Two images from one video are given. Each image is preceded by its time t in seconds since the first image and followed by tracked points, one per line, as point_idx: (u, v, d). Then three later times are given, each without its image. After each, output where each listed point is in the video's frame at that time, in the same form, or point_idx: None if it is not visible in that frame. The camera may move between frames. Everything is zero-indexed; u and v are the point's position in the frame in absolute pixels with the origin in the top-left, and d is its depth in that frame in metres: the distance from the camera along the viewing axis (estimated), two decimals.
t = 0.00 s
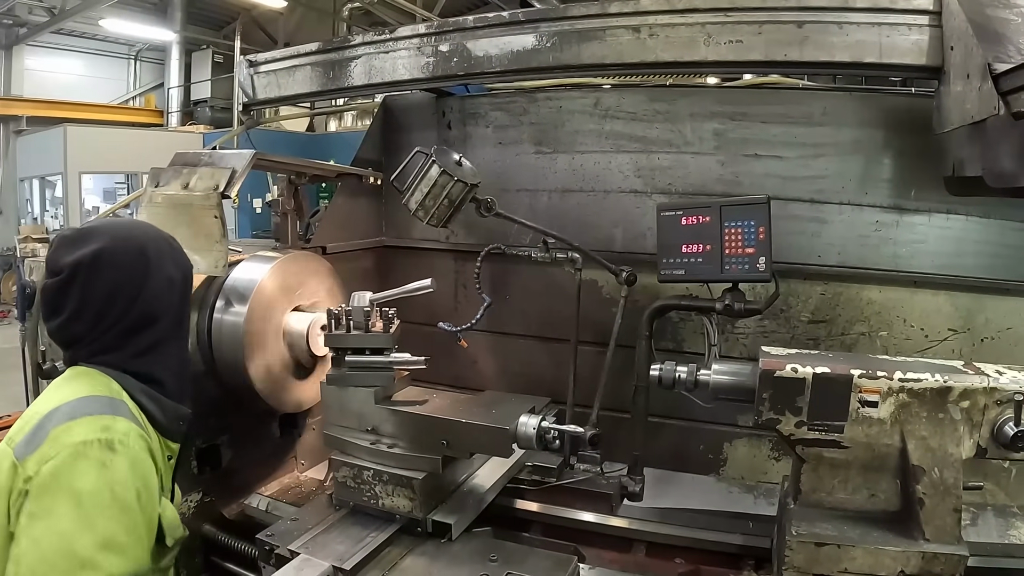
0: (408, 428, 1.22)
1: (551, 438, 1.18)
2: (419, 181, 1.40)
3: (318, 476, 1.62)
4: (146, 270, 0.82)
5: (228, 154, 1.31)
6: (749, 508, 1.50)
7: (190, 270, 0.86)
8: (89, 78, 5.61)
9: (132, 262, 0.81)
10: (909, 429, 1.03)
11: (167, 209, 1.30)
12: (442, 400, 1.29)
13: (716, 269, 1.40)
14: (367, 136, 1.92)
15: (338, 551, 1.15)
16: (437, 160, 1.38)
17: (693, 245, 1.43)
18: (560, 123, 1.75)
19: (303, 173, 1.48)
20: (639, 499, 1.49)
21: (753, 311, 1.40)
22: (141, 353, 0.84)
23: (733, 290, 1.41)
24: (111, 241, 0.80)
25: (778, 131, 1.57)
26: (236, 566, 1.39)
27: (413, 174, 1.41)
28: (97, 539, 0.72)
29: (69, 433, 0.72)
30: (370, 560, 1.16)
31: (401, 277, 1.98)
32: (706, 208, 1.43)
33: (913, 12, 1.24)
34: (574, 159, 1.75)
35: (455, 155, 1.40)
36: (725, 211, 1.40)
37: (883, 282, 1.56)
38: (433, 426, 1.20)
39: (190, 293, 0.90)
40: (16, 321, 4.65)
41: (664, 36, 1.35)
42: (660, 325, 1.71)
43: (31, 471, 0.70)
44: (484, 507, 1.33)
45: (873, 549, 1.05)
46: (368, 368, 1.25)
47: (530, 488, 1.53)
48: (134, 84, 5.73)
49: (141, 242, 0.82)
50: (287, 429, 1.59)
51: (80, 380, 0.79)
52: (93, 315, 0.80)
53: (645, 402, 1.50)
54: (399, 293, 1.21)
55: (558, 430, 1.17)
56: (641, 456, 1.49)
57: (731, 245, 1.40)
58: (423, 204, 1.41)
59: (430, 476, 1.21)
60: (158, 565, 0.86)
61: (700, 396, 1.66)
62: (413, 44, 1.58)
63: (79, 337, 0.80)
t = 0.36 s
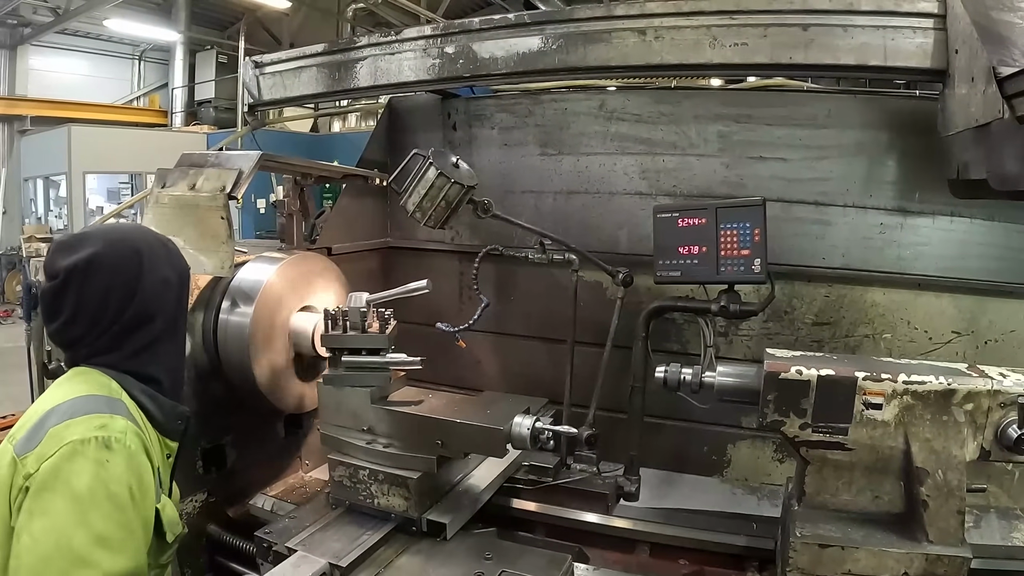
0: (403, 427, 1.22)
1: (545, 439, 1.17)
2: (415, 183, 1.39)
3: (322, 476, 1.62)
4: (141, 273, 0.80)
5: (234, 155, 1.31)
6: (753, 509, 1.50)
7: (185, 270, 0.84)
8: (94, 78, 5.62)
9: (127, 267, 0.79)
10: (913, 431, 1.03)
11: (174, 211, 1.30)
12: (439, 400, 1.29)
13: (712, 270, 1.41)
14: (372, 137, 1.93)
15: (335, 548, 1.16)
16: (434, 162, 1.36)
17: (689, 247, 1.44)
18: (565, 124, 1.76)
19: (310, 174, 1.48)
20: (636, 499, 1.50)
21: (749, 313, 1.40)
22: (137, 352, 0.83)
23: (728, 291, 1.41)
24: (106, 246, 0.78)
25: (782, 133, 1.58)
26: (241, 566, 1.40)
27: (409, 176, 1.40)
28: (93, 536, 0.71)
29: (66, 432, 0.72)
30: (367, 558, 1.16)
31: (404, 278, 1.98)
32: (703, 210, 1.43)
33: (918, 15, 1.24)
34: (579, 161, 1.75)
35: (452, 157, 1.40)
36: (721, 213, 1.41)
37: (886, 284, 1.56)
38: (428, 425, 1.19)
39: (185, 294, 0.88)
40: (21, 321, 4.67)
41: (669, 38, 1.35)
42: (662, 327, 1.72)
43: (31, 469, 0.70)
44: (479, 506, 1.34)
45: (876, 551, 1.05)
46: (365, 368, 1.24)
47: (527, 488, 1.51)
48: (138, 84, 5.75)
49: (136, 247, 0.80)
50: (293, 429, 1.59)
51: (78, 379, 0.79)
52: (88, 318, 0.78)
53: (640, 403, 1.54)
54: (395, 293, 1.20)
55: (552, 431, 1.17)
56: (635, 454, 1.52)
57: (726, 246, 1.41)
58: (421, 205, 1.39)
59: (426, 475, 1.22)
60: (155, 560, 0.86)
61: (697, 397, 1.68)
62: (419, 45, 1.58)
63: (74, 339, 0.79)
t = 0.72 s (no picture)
0: (395, 425, 1.21)
1: (537, 437, 1.17)
2: (410, 182, 1.39)
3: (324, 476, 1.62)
4: (135, 261, 0.79)
5: (237, 154, 1.31)
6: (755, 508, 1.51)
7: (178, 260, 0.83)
8: (97, 78, 5.63)
9: (122, 254, 0.78)
10: (915, 430, 1.03)
11: (176, 210, 1.31)
12: (434, 399, 1.28)
13: (706, 268, 1.42)
14: (375, 136, 1.94)
15: (329, 544, 1.17)
16: (429, 161, 1.37)
17: (682, 246, 1.45)
18: (567, 124, 1.76)
19: (311, 174, 1.48)
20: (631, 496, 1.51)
21: (741, 313, 1.43)
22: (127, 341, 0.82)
23: (722, 290, 1.44)
24: (101, 234, 0.77)
25: (785, 132, 1.58)
26: (243, 564, 1.39)
27: (404, 175, 1.41)
28: (94, 526, 0.71)
29: (61, 424, 0.71)
30: (359, 554, 1.16)
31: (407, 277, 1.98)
32: (697, 208, 1.44)
33: (920, 14, 1.24)
34: (582, 160, 1.75)
35: (446, 157, 1.40)
36: (715, 211, 1.41)
37: (888, 284, 1.56)
38: (421, 424, 1.19)
39: (179, 285, 0.87)
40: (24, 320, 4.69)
41: (671, 38, 1.35)
42: (665, 325, 1.72)
43: (29, 462, 0.69)
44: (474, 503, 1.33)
45: (878, 550, 1.05)
46: (355, 365, 1.25)
47: (522, 485, 1.51)
48: (141, 84, 5.75)
49: (130, 235, 0.79)
50: (294, 429, 1.59)
51: (70, 369, 0.77)
52: (80, 305, 0.77)
53: (635, 402, 1.54)
54: (387, 293, 1.20)
55: (543, 430, 1.16)
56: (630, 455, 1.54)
57: (720, 245, 1.41)
58: (415, 203, 1.40)
59: (418, 474, 1.20)
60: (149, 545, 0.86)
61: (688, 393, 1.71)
62: (421, 45, 1.58)
63: (66, 326, 0.78)
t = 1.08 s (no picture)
0: (401, 424, 1.22)
1: (542, 437, 1.16)
2: (416, 183, 1.40)
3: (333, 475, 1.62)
4: (150, 267, 0.79)
5: (247, 153, 1.31)
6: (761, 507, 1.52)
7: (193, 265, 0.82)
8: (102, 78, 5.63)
9: (137, 261, 0.77)
10: (924, 431, 1.02)
11: (186, 209, 1.31)
12: (441, 398, 1.28)
13: (711, 268, 1.42)
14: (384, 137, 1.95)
15: (334, 542, 1.17)
16: (435, 161, 1.37)
17: (687, 246, 1.45)
18: (576, 124, 1.76)
19: (322, 174, 1.48)
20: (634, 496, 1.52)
21: (746, 312, 1.42)
22: (141, 345, 0.81)
23: (726, 290, 1.43)
24: (116, 239, 0.76)
25: (794, 134, 1.58)
26: (251, 563, 1.40)
27: (410, 175, 1.41)
28: (84, 521, 0.68)
29: (68, 422, 0.69)
30: (364, 552, 1.16)
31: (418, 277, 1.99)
32: (701, 209, 1.44)
33: (929, 16, 1.24)
34: (590, 161, 1.75)
35: (452, 157, 1.41)
36: (720, 212, 1.42)
37: (896, 285, 1.56)
38: (426, 423, 1.19)
39: (192, 290, 0.86)
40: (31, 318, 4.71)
41: (681, 39, 1.35)
42: (672, 325, 1.72)
43: (34, 457, 0.68)
44: (478, 502, 1.33)
45: (887, 551, 1.03)
46: (362, 365, 1.25)
47: (526, 485, 1.51)
48: (147, 83, 5.77)
49: (145, 241, 0.78)
50: (304, 428, 1.60)
51: (84, 369, 0.77)
52: (96, 310, 0.76)
53: (639, 402, 1.54)
54: (393, 292, 1.20)
55: (549, 429, 1.16)
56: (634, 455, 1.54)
57: (725, 246, 1.41)
58: (420, 204, 1.40)
59: (422, 473, 1.20)
60: (154, 546, 0.82)
61: (693, 393, 1.71)
62: (430, 45, 1.58)
63: (79, 330, 0.77)
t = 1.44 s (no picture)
0: (407, 425, 1.22)
1: (548, 437, 1.16)
2: (422, 184, 1.40)
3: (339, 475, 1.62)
4: (154, 270, 0.78)
5: (256, 154, 1.31)
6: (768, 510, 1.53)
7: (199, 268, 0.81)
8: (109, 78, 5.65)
9: (141, 263, 0.77)
10: (931, 433, 1.01)
11: (195, 210, 1.31)
12: (448, 399, 1.28)
13: (715, 270, 1.42)
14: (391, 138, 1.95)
15: (339, 541, 1.17)
16: (441, 163, 1.37)
17: (692, 248, 1.45)
18: (583, 126, 1.76)
19: (330, 175, 1.49)
20: (639, 497, 1.52)
21: (751, 313, 1.42)
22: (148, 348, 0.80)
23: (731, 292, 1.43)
24: (120, 242, 0.76)
25: (801, 136, 1.59)
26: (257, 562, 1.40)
27: (417, 176, 1.41)
28: (83, 527, 0.67)
29: (65, 427, 0.68)
30: (369, 551, 1.17)
31: (424, 277, 1.99)
32: (706, 211, 1.44)
33: (936, 19, 1.24)
34: (597, 163, 1.76)
35: (458, 158, 1.40)
36: (725, 213, 1.42)
37: (903, 287, 1.57)
38: (432, 423, 1.19)
39: (199, 293, 0.85)
40: (37, 317, 4.73)
41: (689, 41, 1.36)
42: (678, 327, 1.72)
43: (33, 461, 0.67)
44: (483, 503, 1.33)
45: (893, 552, 1.02)
46: (368, 366, 1.25)
47: (530, 485, 1.52)
48: (153, 84, 5.78)
49: (149, 243, 0.78)
50: (311, 429, 1.61)
51: (87, 374, 0.76)
52: (101, 314, 0.76)
53: (644, 403, 1.54)
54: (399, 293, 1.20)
55: (554, 429, 1.16)
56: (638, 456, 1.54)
57: (729, 247, 1.42)
58: (427, 205, 1.40)
59: (427, 473, 1.20)
60: (152, 552, 0.80)
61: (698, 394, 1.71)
62: (438, 47, 1.59)
63: (87, 334, 0.77)
